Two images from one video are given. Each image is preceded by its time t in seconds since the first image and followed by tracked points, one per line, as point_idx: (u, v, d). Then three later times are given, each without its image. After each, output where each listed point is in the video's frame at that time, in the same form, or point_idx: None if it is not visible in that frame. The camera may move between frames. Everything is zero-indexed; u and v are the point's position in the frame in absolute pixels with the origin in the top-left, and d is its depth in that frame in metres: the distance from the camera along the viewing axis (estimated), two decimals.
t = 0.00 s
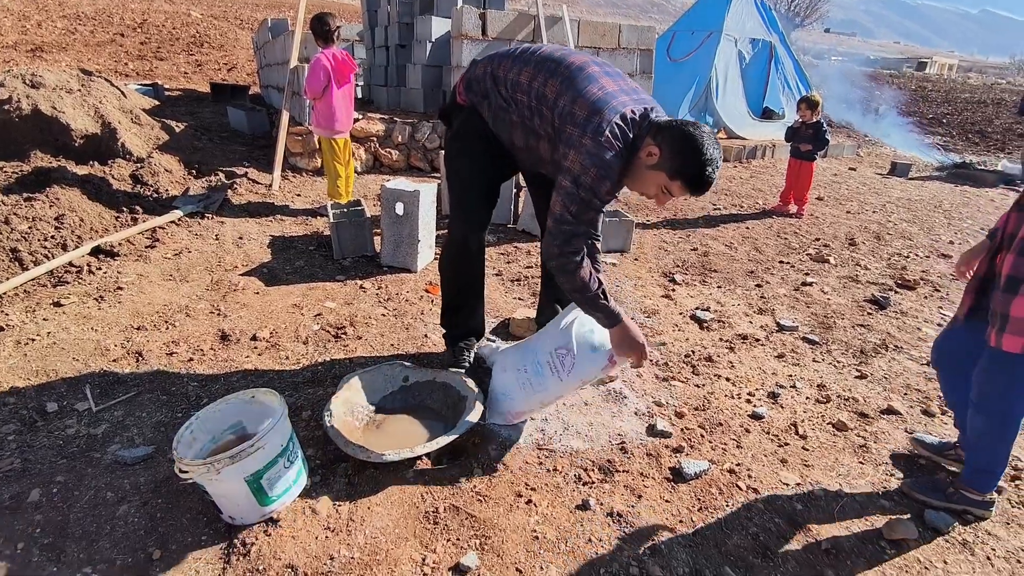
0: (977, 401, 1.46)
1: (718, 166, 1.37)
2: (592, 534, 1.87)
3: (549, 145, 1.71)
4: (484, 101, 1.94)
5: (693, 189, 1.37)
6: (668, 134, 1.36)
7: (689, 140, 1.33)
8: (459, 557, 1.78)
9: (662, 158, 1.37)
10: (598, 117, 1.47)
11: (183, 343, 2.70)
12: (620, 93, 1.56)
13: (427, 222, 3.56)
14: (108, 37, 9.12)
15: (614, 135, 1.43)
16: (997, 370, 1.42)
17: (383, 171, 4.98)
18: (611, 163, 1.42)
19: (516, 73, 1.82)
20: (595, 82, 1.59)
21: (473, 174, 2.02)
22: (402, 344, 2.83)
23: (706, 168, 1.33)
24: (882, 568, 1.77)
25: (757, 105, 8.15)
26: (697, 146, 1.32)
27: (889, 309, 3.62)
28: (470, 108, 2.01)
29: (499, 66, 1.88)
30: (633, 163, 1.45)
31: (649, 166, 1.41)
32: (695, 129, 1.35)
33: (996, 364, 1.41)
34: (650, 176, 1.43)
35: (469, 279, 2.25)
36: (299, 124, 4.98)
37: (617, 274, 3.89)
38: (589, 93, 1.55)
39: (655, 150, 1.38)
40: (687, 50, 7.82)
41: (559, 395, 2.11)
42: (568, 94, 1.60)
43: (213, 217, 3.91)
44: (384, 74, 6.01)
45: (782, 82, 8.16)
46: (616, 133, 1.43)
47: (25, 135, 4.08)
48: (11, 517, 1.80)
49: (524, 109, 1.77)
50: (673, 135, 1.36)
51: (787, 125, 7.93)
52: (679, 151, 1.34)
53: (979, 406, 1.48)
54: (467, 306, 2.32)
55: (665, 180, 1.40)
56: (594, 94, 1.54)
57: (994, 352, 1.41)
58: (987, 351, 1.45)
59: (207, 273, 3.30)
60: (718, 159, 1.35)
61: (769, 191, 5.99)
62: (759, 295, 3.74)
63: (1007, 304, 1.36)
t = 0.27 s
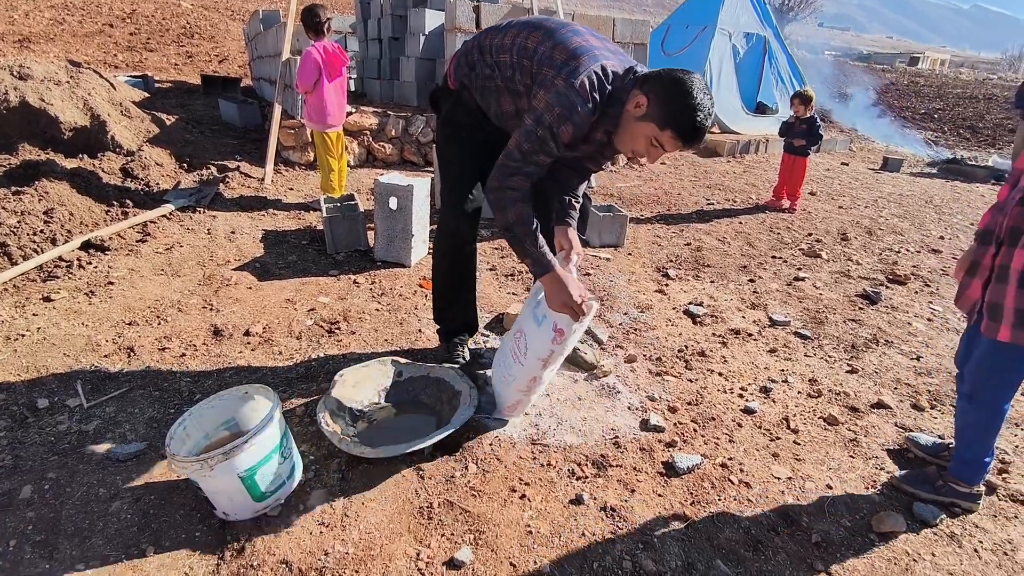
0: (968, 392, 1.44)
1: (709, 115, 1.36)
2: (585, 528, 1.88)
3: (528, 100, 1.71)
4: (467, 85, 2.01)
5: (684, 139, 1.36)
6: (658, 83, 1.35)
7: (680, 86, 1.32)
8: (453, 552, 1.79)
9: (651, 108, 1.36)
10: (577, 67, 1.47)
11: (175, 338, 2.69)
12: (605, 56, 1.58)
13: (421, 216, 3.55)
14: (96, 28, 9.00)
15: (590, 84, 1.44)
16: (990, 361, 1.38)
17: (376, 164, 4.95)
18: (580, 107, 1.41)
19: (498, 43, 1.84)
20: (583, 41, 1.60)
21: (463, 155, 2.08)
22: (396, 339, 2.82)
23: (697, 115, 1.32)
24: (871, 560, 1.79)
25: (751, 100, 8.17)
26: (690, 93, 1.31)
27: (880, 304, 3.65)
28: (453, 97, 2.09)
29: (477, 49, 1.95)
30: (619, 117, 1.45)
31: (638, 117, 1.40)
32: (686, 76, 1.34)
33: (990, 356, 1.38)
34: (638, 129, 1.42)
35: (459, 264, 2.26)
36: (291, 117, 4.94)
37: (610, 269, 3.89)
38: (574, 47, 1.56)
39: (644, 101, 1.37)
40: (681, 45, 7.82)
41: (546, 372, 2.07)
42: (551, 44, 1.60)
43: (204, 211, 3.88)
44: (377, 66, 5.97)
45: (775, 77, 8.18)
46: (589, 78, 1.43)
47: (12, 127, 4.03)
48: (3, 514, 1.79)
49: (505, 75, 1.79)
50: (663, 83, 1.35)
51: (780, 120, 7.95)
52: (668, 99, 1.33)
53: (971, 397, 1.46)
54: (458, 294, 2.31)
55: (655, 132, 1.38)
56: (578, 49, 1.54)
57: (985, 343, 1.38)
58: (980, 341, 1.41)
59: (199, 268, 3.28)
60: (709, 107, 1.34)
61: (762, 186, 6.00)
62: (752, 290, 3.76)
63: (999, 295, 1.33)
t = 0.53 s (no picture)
0: (958, 387, 1.45)
1: (684, 98, 1.30)
2: (583, 523, 1.89)
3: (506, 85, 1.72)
4: (455, 80, 2.02)
5: (658, 126, 1.31)
6: (628, 69, 1.31)
7: (652, 71, 1.27)
8: (452, 548, 1.79)
9: (622, 96, 1.31)
10: (539, 50, 1.47)
11: (172, 335, 2.68)
12: (576, 39, 1.55)
13: (418, 213, 3.54)
14: (90, 22, 8.92)
15: (549, 66, 1.42)
16: (982, 355, 1.39)
17: (372, 160, 4.94)
18: (535, 91, 1.41)
19: (480, 38, 1.89)
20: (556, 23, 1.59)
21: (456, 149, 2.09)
22: (394, 336, 2.83)
23: (669, 101, 1.27)
24: (866, 554, 1.81)
25: (747, 97, 8.18)
26: (661, 78, 1.26)
27: (875, 300, 3.67)
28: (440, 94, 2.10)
29: (461, 46, 1.98)
30: (589, 102, 1.42)
31: (611, 106, 1.35)
32: (658, 60, 1.29)
33: (984, 349, 1.38)
34: (612, 117, 1.37)
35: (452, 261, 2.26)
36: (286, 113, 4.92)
37: (607, 265, 3.90)
38: (542, 29, 1.54)
39: (615, 89, 1.33)
40: (678, 41, 7.83)
41: (558, 339, 2.01)
42: (519, 26, 1.59)
43: (200, 208, 3.86)
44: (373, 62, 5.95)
45: (771, 73, 8.19)
46: (548, 60, 1.43)
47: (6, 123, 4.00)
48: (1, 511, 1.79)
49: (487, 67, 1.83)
50: (634, 68, 1.31)
51: (776, 117, 7.96)
52: (639, 85, 1.29)
53: (961, 392, 1.46)
54: (452, 292, 2.31)
55: (628, 120, 1.34)
56: (546, 32, 1.53)
57: (983, 338, 1.37)
58: (975, 336, 1.41)
59: (195, 264, 3.27)
60: (683, 92, 1.29)
61: (757, 183, 6.02)
62: (748, 287, 3.77)
63: (997, 290, 1.33)
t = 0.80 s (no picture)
0: (953, 384, 1.48)
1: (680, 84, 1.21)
2: (582, 521, 1.90)
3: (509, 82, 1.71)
4: (455, 79, 2.03)
5: (650, 112, 1.22)
6: (620, 52, 1.23)
7: (644, 58, 1.19)
8: (452, 545, 1.81)
9: (613, 80, 1.24)
10: (536, 44, 1.47)
11: (171, 334, 2.69)
12: (571, 27, 1.54)
13: (417, 212, 3.55)
14: (87, 20, 8.90)
15: (545, 58, 1.41)
16: (975, 351, 1.41)
17: (371, 159, 4.94)
18: (535, 84, 1.40)
19: (475, 39, 1.91)
20: (549, 15, 1.58)
21: (458, 150, 2.10)
22: (393, 334, 2.84)
23: (662, 85, 1.19)
24: (862, 551, 1.82)
25: (745, 95, 8.19)
26: (654, 62, 1.18)
27: (872, 298, 3.69)
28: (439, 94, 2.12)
29: (459, 45, 1.99)
30: (588, 91, 1.39)
31: (604, 91, 1.28)
32: (653, 43, 1.21)
33: (977, 345, 1.39)
34: (605, 104, 1.30)
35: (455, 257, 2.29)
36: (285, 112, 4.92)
37: (605, 264, 3.91)
38: (536, 23, 1.54)
39: (607, 74, 1.26)
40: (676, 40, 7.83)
41: (562, 380, 2.06)
42: (513, 22, 1.59)
43: (199, 207, 3.87)
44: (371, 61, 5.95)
45: (769, 72, 8.21)
46: (546, 52, 1.43)
47: (4, 122, 3.99)
48: (3, 509, 1.80)
49: (486, 62, 1.83)
50: (626, 52, 1.23)
51: (774, 116, 7.98)
52: (630, 70, 1.21)
53: (954, 388, 1.49)
54: (455, 289, 2.33)
55: (621, 106, 1.26)
56: (539, 26, 1.53)
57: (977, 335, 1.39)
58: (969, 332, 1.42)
59: (195, 263, 3.27)
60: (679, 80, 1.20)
61: (755, 181, 6.03)
62: (746, 286, 3.79)
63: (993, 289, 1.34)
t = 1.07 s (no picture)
0: (952, 382, 1.49)
1: (678, 94, 1.23)
2: (582, 519, 1.92)
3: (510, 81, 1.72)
4: (457, 80, 2.04)
5: (647, 120, 1.24)
6: (622, 57, 1.24)
7: (644, 64, 1.21)
8: (454, 543, 1.82)
9: (613, 85, 1.25)
10: (538, 46, 1.48)
11: (176, 334, 2.71)
12: (574, 31, 1.55)
13: (419, 213, 3.57)
14: (90, 22, 8.94)
15: (546, 62, 1.43)
16: (974, 349, 1.42)
17: (372, 160, 4.96)
18: (535, 87, 1.42)
19: (478, 39, 1.91)
20: (552, 17, 1.59)
21: (461, 150, 2.12)
22: (395, 335, 2.86)
23: (661, 93, 1.21)
24: (862, 549, 1.83)
25: (746, 96, 8.20)
26: (654, 71, 1.20)
27: (872, 298, 3.70)
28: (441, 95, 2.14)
29: (462, 46, 2.00)
30: (586, 95, 1.41)
31: (603, 95, 1.30)
32: (654, 50, 1.22)
33: (978, 341, 1.41)
34: (604, 107, 1.32)
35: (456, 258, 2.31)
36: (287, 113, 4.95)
37: (606, 265, 3.93)
38: (539, 25, 1.55)
39: (607, 78, 1.28)
40: (677, 41, 7.85)
41: (556, 376, 2.08)
42: (517, 22, 1.60)
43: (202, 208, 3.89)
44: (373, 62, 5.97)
45: (770, 72, 8.21)
46: (547, 55, 1.44)
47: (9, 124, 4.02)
48: (10, 507, 1.82)
49: (488, 63, 1.84)
50: (628, 58, 1.24)
51: (775, 116, 7.99)
52: (630, 76, 1.23)
53: (955, 386, 1.50)
54: (457, 289, 2.35)
55: (619, 110, 1.28)
56: (544, 28, 1.54)
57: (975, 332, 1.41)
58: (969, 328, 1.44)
59: (198, 264, 3.30)
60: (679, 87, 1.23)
61: (756, 182, 6.04)
62: (747, 286, 3.80)
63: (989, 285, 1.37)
